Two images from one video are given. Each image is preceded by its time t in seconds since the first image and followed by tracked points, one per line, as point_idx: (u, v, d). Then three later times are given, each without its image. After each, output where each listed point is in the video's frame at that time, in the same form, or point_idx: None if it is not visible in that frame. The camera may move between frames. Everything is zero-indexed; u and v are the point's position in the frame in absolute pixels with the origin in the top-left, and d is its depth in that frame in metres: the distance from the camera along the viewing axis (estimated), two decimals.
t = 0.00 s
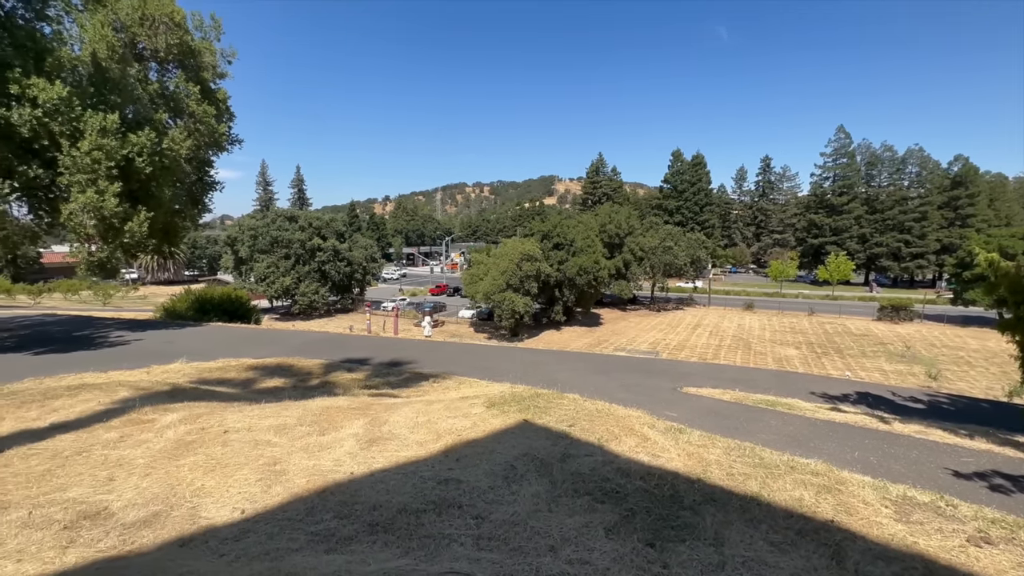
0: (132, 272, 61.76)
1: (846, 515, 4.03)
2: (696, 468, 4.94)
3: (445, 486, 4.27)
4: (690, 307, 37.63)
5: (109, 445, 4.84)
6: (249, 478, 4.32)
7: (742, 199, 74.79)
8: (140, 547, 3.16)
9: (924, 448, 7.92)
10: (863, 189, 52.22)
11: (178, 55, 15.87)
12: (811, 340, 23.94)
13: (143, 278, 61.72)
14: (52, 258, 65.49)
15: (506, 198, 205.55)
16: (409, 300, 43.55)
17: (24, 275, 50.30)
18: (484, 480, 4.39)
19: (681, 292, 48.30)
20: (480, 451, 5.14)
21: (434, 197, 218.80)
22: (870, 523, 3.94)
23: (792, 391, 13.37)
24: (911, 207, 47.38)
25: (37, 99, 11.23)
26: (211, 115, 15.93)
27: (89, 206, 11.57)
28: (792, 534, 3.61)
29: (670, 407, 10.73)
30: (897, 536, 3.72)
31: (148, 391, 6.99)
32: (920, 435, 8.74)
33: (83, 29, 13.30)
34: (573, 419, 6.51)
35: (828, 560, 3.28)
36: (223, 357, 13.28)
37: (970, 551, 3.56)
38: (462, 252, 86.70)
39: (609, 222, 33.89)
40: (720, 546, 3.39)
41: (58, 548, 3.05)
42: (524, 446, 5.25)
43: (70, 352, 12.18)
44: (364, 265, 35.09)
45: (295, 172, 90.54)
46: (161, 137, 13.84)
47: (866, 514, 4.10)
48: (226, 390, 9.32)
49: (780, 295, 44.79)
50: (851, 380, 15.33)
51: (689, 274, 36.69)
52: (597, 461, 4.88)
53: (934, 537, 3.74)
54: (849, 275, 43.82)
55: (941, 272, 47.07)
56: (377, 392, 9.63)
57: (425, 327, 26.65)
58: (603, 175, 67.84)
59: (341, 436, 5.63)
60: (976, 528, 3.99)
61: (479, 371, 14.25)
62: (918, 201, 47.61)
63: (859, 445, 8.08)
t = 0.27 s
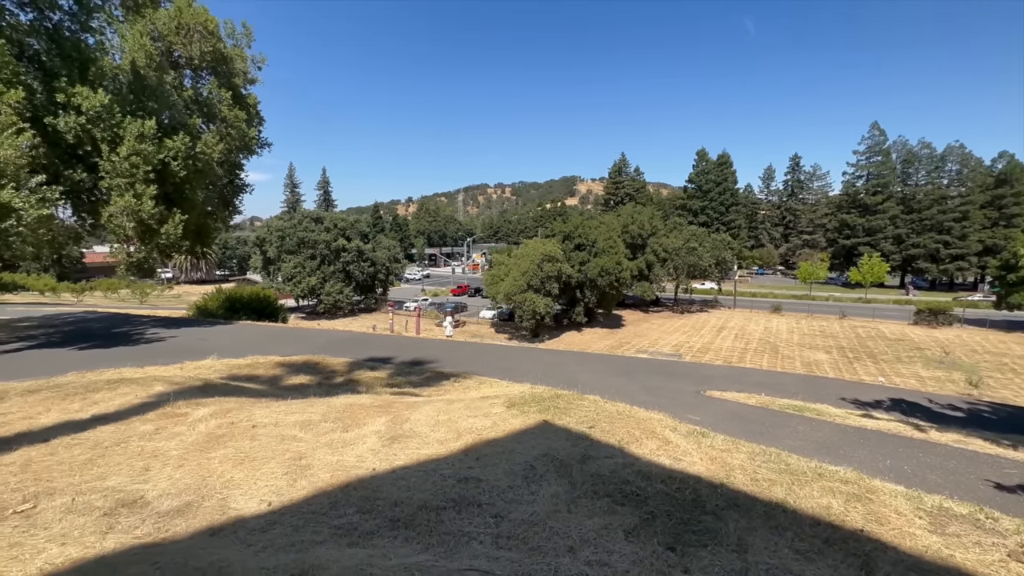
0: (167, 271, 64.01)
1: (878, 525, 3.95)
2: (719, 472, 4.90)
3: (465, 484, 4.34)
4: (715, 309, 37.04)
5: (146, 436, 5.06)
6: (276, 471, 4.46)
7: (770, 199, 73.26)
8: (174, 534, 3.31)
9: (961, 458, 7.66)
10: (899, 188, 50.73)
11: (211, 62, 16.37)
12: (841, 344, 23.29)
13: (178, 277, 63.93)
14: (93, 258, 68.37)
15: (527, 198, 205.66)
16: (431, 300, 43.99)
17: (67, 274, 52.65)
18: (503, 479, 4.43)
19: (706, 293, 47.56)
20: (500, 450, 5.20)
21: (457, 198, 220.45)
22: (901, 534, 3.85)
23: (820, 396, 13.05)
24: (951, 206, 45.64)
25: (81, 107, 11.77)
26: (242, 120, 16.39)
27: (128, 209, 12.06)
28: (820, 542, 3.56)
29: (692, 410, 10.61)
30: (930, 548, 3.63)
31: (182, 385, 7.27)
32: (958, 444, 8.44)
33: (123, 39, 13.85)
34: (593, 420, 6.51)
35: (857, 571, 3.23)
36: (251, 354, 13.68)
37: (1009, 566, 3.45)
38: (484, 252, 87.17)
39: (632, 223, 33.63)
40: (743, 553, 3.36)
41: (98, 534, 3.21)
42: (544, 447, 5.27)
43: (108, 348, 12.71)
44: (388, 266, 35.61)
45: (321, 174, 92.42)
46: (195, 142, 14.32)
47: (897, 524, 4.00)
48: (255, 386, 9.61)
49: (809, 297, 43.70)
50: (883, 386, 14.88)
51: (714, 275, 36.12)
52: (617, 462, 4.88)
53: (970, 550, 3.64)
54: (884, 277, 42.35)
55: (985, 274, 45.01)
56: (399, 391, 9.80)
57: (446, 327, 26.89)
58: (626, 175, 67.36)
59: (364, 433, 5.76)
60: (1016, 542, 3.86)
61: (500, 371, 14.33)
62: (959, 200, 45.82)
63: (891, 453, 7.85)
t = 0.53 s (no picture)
0: (201, 270, 66.12)
1: (911, 538, 3.84)
2: (743, 479, 4.83)
3: (485, 482, 4.39)
4: (742, 312, 36.31)
5: (180, 428, 5.27)
6: (303, 465, 4.59)
7: (802, 200, 71.52)
8: (207, 523, 3.45)
9: (1003, 471, 7.35)
10: (940, 188, 49.16)
11: (244, 68, 16.85)
12: (876, 350, 22.55)
13: (211, 276, 66.05)
14: (133, 257, 71.19)
15: (551, 199, 205.30)
16: (454, 300, 44.35)
17: (109, 272, 54.96)
18: (523, 478, 4.47)
19: (732, 296, 46.67)
20: (520, 450, 5.24)
21: (480, 199, 221.63)
22: (937, 548, 3.74)
23: (852, 403, 12.67)
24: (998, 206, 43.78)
25: (124, 113, 12.30)
26: (273, 124, 16.92)
27: (165, 211, 12.56)
28: (848, 554, 3.49)
29: (717, 415, 10.45)
30: (966, 563, 3.52)
31: (214, 380, 7.53)
32: (999, 456, 8.10)
33: (162, 47, 14.41)
34: (615, 422, 6.49)
35: None
36: (279, 351, 14.04)
37: None
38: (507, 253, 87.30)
39: (656, 224, 33.24)
40: (766, 561, 3.33)
41: (136, 519, 3.37)
42: (564, 448, 5.29)
43: (145, 343, 13.24)
44: (411, 266, 36.07)
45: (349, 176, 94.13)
46: (228, 145, 14.81)
47: (932, 537, 3.89)
48: (283, 382, 9.87)
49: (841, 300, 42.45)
50: (919, 394, 14.36)
51: (741, 277, 35.41)
52: (638, 465, 4.86)
53: (1012, 568, 3.51)
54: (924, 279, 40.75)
55: None
56: (422, 389, 9.93)
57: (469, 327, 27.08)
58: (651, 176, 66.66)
59: (387, 430, 5.87)
60: None
61: (522, 372, 14.37)
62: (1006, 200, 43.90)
63: (928, 463, 7.58)
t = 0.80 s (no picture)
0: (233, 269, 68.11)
1: (947, 553, 3.72)
2: (770, 486, 4.75)
3: (506, 482, 4.43)
4: (770, 316, 35.50)
5: (213, 421, 5.47)
6: (328, 459, 4.71)
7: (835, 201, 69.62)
8: (239, 512, 3.58)
9: None
10: (984, 187, 47.32)
11: (276, 73, 17.28)
12: (912, 357, 21.75)
13: (242, 275, 67.93)
14: (169, 256, 73.88)
15: (574, 200, 204.40)
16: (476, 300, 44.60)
17: (146, 270, 57.04)
18: (544, 479, 4.49)
19: (760, 299, 45.66)
20: (541, 450, 5.26)
21: (504, 200, 222.21)
22: (976, 564, 3.61)
23: (886, 411, 12.26)
24: None
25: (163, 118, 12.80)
26: (302, 127, 17.39)
27: (201, 212, 13.02)
28: (879, 566, 3.41)
29: (743, 421, 10.26)
30: None
31: (245, 375, 7.78)
32: None
33: (199, 54, 14.94)
34: (637, 425, 6.45)
35: None
36: (306, 349, 14.38)
37: None
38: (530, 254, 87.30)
39: (682, 225, 32.78)
40: (792, 570, 3.28)
41: (172, 507, 3.52)
42: (585, 450, 5.29)
43: (179, 338, 13.73)
44: (434, 266, 36.49)
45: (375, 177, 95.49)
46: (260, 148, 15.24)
47: (970, 553, 3.76)
48: (309, 379, 10.12)
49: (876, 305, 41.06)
50: (958, 403, 13.80)
51: (769, 280, 34.63)
52: (660, 469, 4.83)
53: None
54: (966, 283, 39.04)
55: None
56: (443, 388, 10.04)
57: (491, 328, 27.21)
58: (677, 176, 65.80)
59: (410, 428, 5.97)
60: None
61: (544, 373, 14.38)
62: None
63: (967, 476, 7.29)
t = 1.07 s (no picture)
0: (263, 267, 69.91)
1: (987, 570, 3.58)
2: (798, 494, 4.65)
3: (526, 481, 4.45)
4: (799, 320, 34.62)
5: (243, 414, 5.64)
6: (353, 455, 4.81)
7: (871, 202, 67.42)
8: (267, 503, 3.69)
9: None
10: None
11: (305, 77, 17.66)
12: (952, 364, 20.91)
13: (271, 272, 69.63)
14: (203, 254, 76.29)
15: (598, 200, 203.01)
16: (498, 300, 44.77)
17: (181, 268, 59.04)
18: (565, 480, 4.50)
19: (790, 303, 44.57)
20: (562, 452, 5.26)
21: (528, 200, 222.27)
22: None
23: (923, 421, 11.83)
24: None
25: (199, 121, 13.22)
26: (329, 129, 17.74)
27: (233, 213, 13.42)
28: None
29: (770, 427, 10.05)
30: None
31: (273, 371, 8.01)
32: None
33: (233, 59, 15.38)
34: (660, 429, 6.39)
35: None
36: (332, 346, 14.68)
37: None
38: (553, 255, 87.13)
39: (708, 226, 32.27)
40: None
41: (205, 496, 3.66)
42: (606, 452, 5.27)
43: (211, 334, 14.19)
44: (457, 266, 36.81)
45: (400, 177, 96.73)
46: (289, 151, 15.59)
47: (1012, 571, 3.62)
48: (334, 375, 10.34)
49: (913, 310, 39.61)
50: (1000, 414, 13.22)
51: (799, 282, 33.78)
52: (683, 474, 4.78)
53: None
54: (1012, 288, 37.31)
55: None
56: (465, 387, 10.13)
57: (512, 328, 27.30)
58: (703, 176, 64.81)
59: (432, 425, 6.05)
60: None
61: (566, 374, 14.35)
62: None
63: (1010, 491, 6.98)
